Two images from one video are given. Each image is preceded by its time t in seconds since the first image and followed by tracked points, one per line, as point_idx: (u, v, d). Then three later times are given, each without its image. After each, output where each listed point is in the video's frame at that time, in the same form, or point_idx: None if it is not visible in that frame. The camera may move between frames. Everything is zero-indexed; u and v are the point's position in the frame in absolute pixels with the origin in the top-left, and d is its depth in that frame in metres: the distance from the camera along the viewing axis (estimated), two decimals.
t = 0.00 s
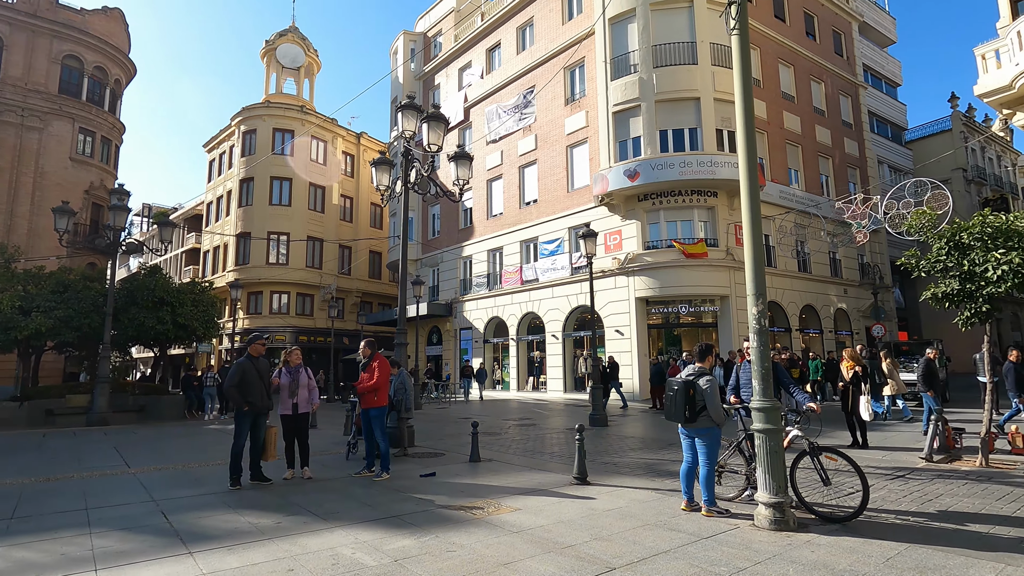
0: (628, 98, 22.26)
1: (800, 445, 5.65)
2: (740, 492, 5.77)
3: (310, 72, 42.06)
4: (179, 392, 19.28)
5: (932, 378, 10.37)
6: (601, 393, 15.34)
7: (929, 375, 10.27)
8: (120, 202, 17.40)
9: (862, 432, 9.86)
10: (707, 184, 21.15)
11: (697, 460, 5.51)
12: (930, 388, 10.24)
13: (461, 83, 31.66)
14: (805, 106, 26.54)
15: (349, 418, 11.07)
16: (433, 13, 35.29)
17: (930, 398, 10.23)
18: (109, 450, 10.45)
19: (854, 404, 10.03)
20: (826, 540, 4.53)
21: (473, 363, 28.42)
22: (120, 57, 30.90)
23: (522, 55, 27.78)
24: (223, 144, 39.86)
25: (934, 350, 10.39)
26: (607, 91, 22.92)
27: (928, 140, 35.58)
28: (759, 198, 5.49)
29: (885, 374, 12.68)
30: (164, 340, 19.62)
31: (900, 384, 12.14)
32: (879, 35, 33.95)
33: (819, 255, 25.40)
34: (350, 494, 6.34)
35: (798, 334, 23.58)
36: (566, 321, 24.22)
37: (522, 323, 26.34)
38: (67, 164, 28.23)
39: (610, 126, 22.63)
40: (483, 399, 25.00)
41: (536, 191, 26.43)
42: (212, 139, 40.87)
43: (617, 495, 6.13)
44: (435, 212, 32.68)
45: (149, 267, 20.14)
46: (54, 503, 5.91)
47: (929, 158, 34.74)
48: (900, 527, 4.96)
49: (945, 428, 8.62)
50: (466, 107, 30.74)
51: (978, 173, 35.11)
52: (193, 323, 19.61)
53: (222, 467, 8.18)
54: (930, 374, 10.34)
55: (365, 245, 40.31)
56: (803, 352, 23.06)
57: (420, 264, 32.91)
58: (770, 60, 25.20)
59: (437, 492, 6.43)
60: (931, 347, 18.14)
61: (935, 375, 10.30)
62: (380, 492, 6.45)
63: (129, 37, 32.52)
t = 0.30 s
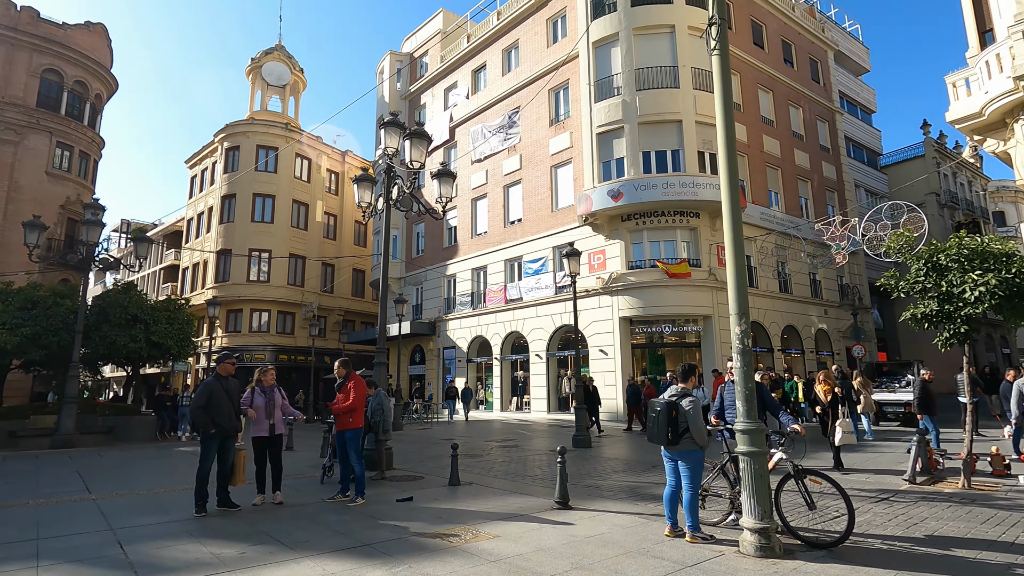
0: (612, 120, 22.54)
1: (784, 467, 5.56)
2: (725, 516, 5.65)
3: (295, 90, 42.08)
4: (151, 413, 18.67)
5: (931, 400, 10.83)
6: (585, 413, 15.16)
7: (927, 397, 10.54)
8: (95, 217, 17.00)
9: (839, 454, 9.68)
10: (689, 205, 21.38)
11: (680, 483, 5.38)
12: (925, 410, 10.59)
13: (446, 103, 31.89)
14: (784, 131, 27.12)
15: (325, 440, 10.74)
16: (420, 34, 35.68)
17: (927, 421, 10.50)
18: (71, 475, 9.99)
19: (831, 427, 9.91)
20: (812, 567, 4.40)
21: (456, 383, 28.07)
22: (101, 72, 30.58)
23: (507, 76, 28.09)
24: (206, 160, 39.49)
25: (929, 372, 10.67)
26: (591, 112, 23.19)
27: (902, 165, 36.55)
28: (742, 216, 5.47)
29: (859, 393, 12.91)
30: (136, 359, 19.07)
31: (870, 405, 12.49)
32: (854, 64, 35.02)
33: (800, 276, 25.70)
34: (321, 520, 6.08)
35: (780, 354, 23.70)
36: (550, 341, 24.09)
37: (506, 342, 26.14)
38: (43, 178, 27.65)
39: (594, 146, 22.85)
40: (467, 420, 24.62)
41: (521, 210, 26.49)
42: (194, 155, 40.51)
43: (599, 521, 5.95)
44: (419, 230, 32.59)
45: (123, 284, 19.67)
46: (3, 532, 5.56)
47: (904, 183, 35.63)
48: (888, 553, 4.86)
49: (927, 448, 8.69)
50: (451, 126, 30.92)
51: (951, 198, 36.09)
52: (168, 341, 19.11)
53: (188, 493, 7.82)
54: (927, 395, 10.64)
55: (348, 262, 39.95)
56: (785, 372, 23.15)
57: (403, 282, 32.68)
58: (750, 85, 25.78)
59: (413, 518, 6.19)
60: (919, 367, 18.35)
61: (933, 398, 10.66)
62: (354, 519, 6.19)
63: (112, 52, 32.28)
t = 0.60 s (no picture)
0: (592, 132, 22.72)
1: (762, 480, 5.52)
2: (701, 530, 5.59)
3: (274, 96, 41.61)
4: (113, 425, 17.96)
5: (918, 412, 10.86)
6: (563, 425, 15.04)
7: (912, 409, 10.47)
8: (59, 221, 16.40)
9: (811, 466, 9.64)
10: (667, 218, 21.60)
11: (656, 497, 5.30)
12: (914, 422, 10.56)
13: (427, 113, 31.84)
14: (759, 147, 27.69)
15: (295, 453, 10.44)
16: (402, 44, 35.69)
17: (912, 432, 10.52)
18: (23, 490, 9.48)
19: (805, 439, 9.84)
20: None
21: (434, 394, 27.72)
22: (72, 73, 29.79)
23: (488, 87, 28.17)
24: (180, 165, 38.68)
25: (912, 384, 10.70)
26: (571, 124, 23.35)
27: (872, 182, 37.61)
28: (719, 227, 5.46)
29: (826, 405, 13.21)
30: (100, 369, 18.38)
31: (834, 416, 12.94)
32: (826, 84, 36.03)
33: (775, 290, 26.10)
34: (288, 538, 5.84)
35: (756, 366, 23.94)
36: (528, 352, 23.96)
37: (485, 353, 25.94)
38: (7, 180, 26.72)
39: (574, 158, 22.98)
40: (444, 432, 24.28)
41: (501, 221, 26.46)
42: (168, 160, 39.66)
43: (575, 535, 5.84)
44: (398, 240, 32.33)
45: (88, 290, 18.99)
46: None
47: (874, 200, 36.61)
48: (865, 567, 4.83)
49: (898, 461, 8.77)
50: (432, 136, 30.87)
51: (918, 216, 37.23)
52: (134, 350, 18.47)
53: (146, 508, 7.47)
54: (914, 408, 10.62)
55: (326, 271, 39.38)
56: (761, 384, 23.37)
57: (381, 292, 32.34)
58: (727, 102, 26.30)
59: (384, 534, 5.99)
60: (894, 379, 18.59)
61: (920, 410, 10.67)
62: (322, 536, 5.96)
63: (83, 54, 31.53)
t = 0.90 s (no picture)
0: (565, 136, 22.74)
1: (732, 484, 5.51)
2: (672, 535, 5.53)
3: (242, 90, 40.54)
4: (61, 429, 17.05)
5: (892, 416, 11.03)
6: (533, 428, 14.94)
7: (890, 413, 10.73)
8: (5, 213, 15.51)
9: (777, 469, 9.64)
10: (639, 223, 21.78)
11: (627, 502, 5.21)
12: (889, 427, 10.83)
13: (400, 112, 31.45)
14: (728, 155, 28.22)
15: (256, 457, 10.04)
16: (375, 42, 35.21)
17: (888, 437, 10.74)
18: None
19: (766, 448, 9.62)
20: None
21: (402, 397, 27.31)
22: (24, 59, 28.39)
23: (462, 88, 27.98)
24: (141, 158, 37.28)
25: (888, 390, 10.98)
26: (545, 127, 23.34)
27: (834, 193, 38.81)
28: (693, 229, 5.42)
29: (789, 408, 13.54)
30: (48, 369, 17.45)
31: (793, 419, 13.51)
32: (792, 96, 37.00)
33: (742, 296, 26.57)
34: (244, 549, 5.56)
35: (723, 370, 24.32)
36: (499, 355, 23.79)
37: (455, 355, 25.69)
38: None
39: (548, 161, 22.97)
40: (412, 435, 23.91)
41: (473, 222, 26.28)
42: (128, 152, 38.18)
43: (545, 542, 5.72)
44: (369, 240, 31.83)
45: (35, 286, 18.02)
46: None
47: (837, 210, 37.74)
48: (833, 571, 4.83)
49: (860, 465, 8.97)
50: (404, 135, 30.50)
51: (877, 226, 38.57)
52: (85, 350, 17.61)
53: (92, 518, 7.04)
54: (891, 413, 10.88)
55: (293, 270, 38.47)
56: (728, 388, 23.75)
57: (351, 293, 31.79)
58: (698, 110, 26.74)
59: (346, 543, 5.76)
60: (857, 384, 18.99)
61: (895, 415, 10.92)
62: (281, 546, 5.68)
63: (38, 39, 30.11)
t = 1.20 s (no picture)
0: (547, 137, 22.65)
1: (716, 488, 5.41)
2: (656, 542, 5.41)
3: (217, 85, 39.62)
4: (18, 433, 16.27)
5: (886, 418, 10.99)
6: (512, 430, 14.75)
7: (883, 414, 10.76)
8: None
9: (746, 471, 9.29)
10: (619, 225, 21.80)
11: (609, 509, 5.06)
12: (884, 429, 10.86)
13: (380, 110, 31.05)
14: (707, 159, 28.46)
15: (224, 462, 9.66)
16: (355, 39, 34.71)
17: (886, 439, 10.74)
18: None
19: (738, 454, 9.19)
20: None
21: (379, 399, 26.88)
22: None
23: (443, 87, 27.75)
24: (110, 153, 36.11)
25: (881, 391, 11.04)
26: (527, 128, 23.21)
27: (809, 199, 39.53)
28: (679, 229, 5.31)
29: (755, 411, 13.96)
30: (5, 369, 16.67)
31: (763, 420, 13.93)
32: (769, 103, 37.59)
33: (720, 299, 26.79)
34: (207, 560, 5.26)
35: (700, 373, 24.49)
36: (479, 356, 23.56)
37: (433, 357, 25.37)
38: None
39: (529, 162, 22.83)
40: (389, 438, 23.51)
41: (453, 222, 26.02)
42: (96, 146, 36.96)
43: (525, 549, 5.55)
44: (346, 239, 31.35)
45: None
46: None
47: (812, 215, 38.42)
48: None
49: (839, 466, 9.00)
50: (384, 134, 30.11)
51: (850, 232, 39.39)
52: (46, 349, 16.87)
53: (44, 527, 6.64)
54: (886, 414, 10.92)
55: (268, 270, 37.68)
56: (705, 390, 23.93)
57: (328, 293, 31.25)
58: (678, 114, 26.91)
59: (317, 552, 5.51)
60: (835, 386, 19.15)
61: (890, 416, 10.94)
62: (247, 557, 5.38)
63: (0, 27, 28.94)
